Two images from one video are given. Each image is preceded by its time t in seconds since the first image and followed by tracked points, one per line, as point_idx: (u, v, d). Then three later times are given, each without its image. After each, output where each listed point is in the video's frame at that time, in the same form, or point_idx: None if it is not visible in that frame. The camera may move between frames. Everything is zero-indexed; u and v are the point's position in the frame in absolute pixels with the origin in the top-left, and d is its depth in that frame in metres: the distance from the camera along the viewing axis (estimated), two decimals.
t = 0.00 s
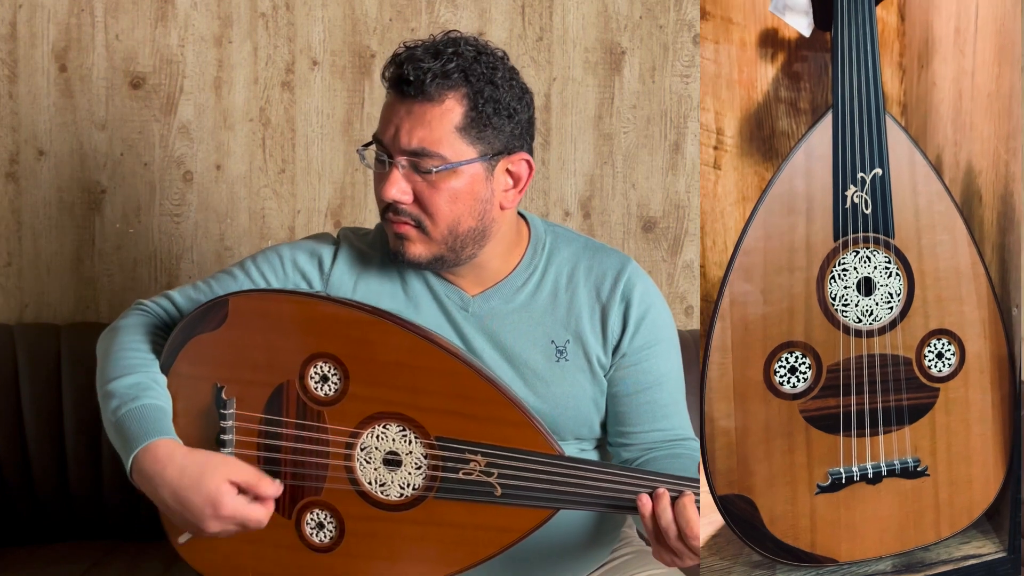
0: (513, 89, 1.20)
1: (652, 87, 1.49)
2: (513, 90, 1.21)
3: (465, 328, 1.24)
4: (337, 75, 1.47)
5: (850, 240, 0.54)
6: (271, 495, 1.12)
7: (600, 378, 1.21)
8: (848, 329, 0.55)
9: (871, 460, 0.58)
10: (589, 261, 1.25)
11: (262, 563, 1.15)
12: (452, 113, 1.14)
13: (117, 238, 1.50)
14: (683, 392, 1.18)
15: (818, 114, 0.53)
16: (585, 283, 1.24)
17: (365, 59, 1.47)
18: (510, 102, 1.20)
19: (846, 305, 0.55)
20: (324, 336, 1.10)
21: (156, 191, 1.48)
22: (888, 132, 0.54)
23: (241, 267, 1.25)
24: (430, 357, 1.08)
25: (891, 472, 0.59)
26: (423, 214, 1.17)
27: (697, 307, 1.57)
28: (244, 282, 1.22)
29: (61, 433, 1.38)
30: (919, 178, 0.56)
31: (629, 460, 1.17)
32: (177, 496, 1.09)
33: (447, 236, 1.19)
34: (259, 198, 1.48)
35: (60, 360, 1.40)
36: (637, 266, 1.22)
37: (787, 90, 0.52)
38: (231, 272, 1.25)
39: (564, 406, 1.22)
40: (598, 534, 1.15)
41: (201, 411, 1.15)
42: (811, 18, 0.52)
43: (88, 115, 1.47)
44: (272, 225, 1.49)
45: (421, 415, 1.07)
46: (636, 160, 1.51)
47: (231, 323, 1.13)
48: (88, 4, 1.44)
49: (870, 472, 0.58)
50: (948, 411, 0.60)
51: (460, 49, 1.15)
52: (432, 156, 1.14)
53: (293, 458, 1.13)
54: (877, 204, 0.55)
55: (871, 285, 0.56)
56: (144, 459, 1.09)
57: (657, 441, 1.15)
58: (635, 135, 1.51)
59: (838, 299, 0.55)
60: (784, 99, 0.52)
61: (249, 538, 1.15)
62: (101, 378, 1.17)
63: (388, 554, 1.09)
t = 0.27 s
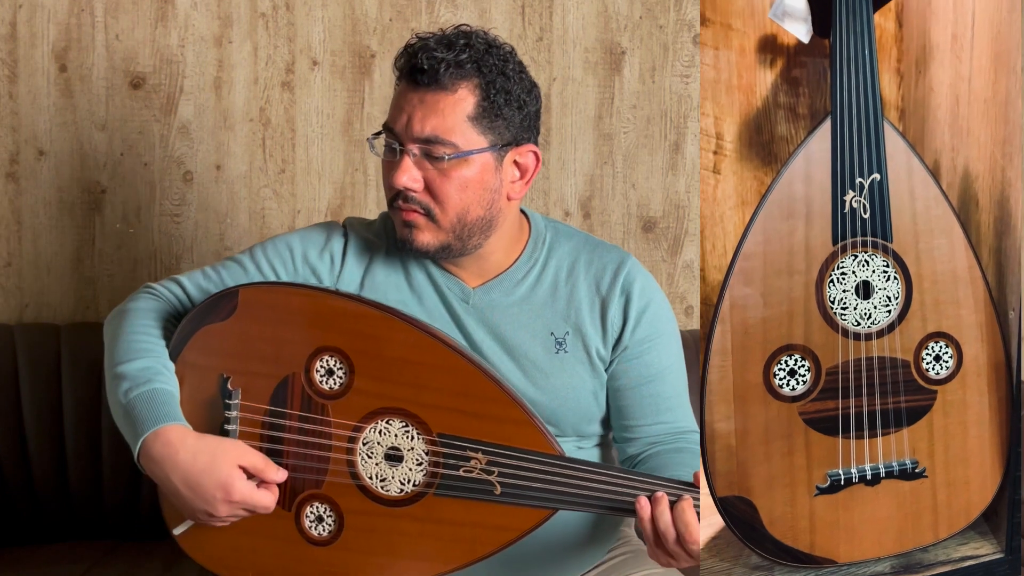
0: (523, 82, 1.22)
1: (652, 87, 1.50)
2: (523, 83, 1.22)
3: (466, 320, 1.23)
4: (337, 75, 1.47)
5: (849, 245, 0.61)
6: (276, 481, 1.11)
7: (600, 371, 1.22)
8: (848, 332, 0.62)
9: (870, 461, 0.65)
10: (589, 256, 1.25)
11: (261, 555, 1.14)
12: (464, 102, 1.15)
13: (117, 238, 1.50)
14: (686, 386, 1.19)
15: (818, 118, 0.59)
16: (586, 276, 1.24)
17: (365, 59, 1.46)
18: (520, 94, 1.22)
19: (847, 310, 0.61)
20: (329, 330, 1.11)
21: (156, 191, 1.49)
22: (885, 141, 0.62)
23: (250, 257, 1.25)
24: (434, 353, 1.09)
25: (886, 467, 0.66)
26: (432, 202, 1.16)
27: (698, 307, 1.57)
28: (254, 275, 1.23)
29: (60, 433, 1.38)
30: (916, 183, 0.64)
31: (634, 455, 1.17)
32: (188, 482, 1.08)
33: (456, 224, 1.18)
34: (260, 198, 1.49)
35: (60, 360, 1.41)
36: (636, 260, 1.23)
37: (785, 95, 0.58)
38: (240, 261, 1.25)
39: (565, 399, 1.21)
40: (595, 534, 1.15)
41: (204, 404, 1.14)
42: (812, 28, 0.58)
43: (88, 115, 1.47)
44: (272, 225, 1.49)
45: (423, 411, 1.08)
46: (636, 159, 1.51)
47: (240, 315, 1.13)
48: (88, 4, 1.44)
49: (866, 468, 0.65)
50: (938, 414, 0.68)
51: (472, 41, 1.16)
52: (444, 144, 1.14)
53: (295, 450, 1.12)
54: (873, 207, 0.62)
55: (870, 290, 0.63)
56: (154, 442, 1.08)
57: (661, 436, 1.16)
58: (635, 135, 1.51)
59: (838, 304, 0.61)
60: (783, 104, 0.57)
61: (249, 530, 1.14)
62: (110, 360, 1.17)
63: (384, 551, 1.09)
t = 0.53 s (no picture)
0: (530, 83, 1.20)
1: (652, 87, 1.50)
2: (530, 83, 1.20)
3: (469, 322, 1.24)
4: (337, 75, 1.47)
5: (847, 247, 0.69)
6: (275, 483, 1.11)
7: (603, 374, 1.22)
8: (847, 333, 0.70)
9: (869, 461, 0.74)
10: (591, 258, 1.25)
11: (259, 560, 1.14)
12: (473, 103, 1.14)
13: (117, 238, 1.49)
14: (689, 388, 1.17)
15: (818, 121, 0.67)
16: (589, 278, 1.24)
17: (365, 59, 1.47)
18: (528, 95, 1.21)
19: (846, 312, 0.70)
20: (334, 336, 1.11)
21: (157, 191, 1.49)
22: (883, 143, 0.70)
23: (251, 260, 1.24)
24: (439, 361, 1.08)
25: (881, 462, 0.75)
26: (440, 204, 1.17)
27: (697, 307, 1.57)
28: (255, 277, 1.22)
29: (61, 433, 1.38)
30: (916, 186, 0.73)
31: (634, 458, 1.16)
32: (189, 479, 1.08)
33: (462, 225, 1.18)
34: (260, 198, 1.48)
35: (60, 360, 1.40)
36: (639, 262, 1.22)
37: (785, 98, 0.66)
38: (241, 265, 1.24)
39: (569, 401, 1.22)
40: (597, 540, 1.15)
41: (207, 405, 1.14)
42: (811, 35, 0.67)
43: (88, 115, 1.47)
44: (272, 225, 1.49)
45: (428, 420, 1.08)
46: (636, 160, 1.51)
47: (245, 318, 1.14)
48: (88, 4, 1.45)
49: (862, 463, 0.74)
50: (934, 413, 0.77)
51: (479, 40, 1.15)
52: (452, 144, 1.14)
53: (298, 455, 1.12)
54: (872, 207, 0.70)
55: (869, 292, 0.71)
56: (155, 437, 1.08)
57: (662, 438, 1.15)
58: (635, 135, 1.51)
59: (838, 307, 0.69)
60: (782, 107, 0.65)
61: (248, 534, 1.14)
62: (110, 361, 1.17)
63: (386, 559, 1.09)
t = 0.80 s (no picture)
0: (527, 88, 1.17)
1: (652, 87, 1.50)
2: (528, 87, 1.17)
3: (467, 327, 1.24)
4: (337, 75, 1.47)
5: (847, 248, 0.70)
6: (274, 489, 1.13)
7: (604, 377, 1.23)
8: (847, 335, 0.70)
9: (868, 462, 0.74)
10: (590, 258, 1.25)
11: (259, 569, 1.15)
12: (469, 110, 1.12)
13: (117, 238, 1.48)
14: (689, 389, 1.20)
15: (818, 123, 0.68)
16: (588, 279, 1.24)
17: (365, 59, 1.47)
18: (525, 100, 1.17)
19: (846, 313, 0.70)
20: (330, 343, 1.09)
21: (156, 191, 1.48)
22: (884, 146, 0.71)
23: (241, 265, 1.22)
24: (437, 369, 1.08)
25: (882, 463, 0.75)
26: (437, 212, 1.17)
27: (697, 307, 1.56)
28: (246, 283, 1.20)
29: (62, 433, 1.38)
30: (915, 189, 0.73)
31: (638, 460, 1.18)
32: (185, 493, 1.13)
33: (460, 233, 1.18)
34: (260, 198, 1.48)
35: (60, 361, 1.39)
36: (638, 262, 1.22)
37: (784, 100, 0.67)
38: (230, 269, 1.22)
39: (569, 405, 1.23)
40: (597, 547, 1.12)
41: (201, 413, 1.15)
42: (812, 36, 0.68)
43: (88, 115, 1.47)
44: (272, 225, 1.48)
45: (426, 428, 1.07)
46: (636, 159, 1.51)
47: (236, 327, 1.13)
48: (88, 4, 1.45)
49: (863, 464, 0.74)
50: (934, 414, 0.77)
51: (476, 44, 1.12)
52: (448, 152, 1.13)
53: (293, 465, 1.12)
54: (872, 210, 0.70)
55: (868, 294, 0.72)
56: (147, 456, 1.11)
57: (664, 438, 1.17)
58: (635, 135, 1.51)
59: (838, 308, 0.70)
60: (782, 108, 0.67)
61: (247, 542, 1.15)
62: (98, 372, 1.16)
63: (387, 567, 1.10)
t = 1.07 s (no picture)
0: (519, 91, 1.17)
1: (652, 87, 1.50)
2: (519, 92, 1.17)
3: (462, 329, 1.24)
4: (337, 75, 1.47)
5: (848, 250, 0.69)
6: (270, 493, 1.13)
7: (601, 380, 1.23)
8: (848, 336, 0.70)
9: (869, 463, 0.74)
10: (588, 260, 1.24)
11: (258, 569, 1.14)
12: (455, 114, 1.12)
13: (117, 238, 1.48)
14: (688, 394, 1.18)
15: (818, 125, 0.68)
16: (585, 282, 1.23)
17: (365, 59, 1.47)
18: (516, 104, 1.17)
19: (847, 315, 0.70)
20: (323, 345, 1.09)
21: (156, 191, 1.48)
22: (885, 146, 0.71)
23: (237, 265, 1.22)
24: (429, 372, 1.07)
25: (882, 463, 0.75)
26: (421, 214, 1.18)
27: (698, 307, 1.55)
28: (242, 284, 1.21)
29: (61, 433, 1.38)
30: (915, 191, 0.73)
31: (634, 464, 1.17)
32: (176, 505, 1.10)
33: (445, 237, 1.20)
34: (260, 198, 1.48)
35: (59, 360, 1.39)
36: (637, 265, 1.22)
37: (785, 102, 0.68)
38: (227, 269, 1.22)
39: (565, 408, 1.23)
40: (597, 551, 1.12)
41: (196, 416, 1.14)
42: (813, 38, 0.68)
43: (88, 115, 1.47)
44: (272, 225, 1.48)
45: (418, 431, 1.07)
46: (636, 159, 1.51)
47: (231, 328, 1.13)
48: (88, 4, 1.45)
49: (864, 464, 0.74)
50: (934, 414, 0.78)
51: (466, 48, 1.13)
52: (433, 156, 1.14)
53: (288, 467, 1.12)
54: (872, 212, 0.70)
55: (868, 295, 0.72)
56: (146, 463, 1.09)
57: (663, 444, 1.15)
58: (635, 135, 1.51)
59: (839, 309, 0.70)
60: (783, 110, 0.67)
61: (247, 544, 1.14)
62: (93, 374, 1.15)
63: (382, 569, 1.11)
